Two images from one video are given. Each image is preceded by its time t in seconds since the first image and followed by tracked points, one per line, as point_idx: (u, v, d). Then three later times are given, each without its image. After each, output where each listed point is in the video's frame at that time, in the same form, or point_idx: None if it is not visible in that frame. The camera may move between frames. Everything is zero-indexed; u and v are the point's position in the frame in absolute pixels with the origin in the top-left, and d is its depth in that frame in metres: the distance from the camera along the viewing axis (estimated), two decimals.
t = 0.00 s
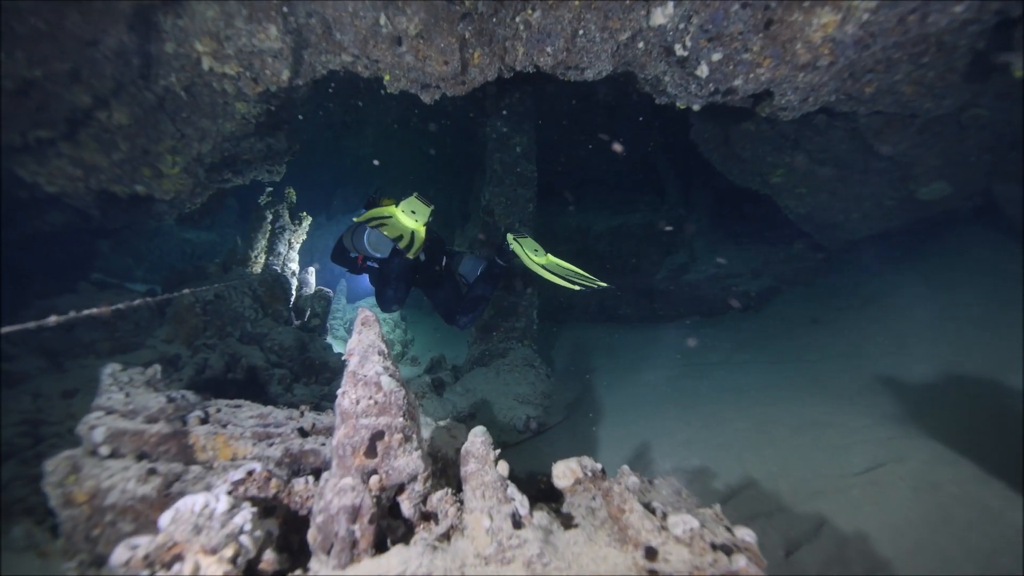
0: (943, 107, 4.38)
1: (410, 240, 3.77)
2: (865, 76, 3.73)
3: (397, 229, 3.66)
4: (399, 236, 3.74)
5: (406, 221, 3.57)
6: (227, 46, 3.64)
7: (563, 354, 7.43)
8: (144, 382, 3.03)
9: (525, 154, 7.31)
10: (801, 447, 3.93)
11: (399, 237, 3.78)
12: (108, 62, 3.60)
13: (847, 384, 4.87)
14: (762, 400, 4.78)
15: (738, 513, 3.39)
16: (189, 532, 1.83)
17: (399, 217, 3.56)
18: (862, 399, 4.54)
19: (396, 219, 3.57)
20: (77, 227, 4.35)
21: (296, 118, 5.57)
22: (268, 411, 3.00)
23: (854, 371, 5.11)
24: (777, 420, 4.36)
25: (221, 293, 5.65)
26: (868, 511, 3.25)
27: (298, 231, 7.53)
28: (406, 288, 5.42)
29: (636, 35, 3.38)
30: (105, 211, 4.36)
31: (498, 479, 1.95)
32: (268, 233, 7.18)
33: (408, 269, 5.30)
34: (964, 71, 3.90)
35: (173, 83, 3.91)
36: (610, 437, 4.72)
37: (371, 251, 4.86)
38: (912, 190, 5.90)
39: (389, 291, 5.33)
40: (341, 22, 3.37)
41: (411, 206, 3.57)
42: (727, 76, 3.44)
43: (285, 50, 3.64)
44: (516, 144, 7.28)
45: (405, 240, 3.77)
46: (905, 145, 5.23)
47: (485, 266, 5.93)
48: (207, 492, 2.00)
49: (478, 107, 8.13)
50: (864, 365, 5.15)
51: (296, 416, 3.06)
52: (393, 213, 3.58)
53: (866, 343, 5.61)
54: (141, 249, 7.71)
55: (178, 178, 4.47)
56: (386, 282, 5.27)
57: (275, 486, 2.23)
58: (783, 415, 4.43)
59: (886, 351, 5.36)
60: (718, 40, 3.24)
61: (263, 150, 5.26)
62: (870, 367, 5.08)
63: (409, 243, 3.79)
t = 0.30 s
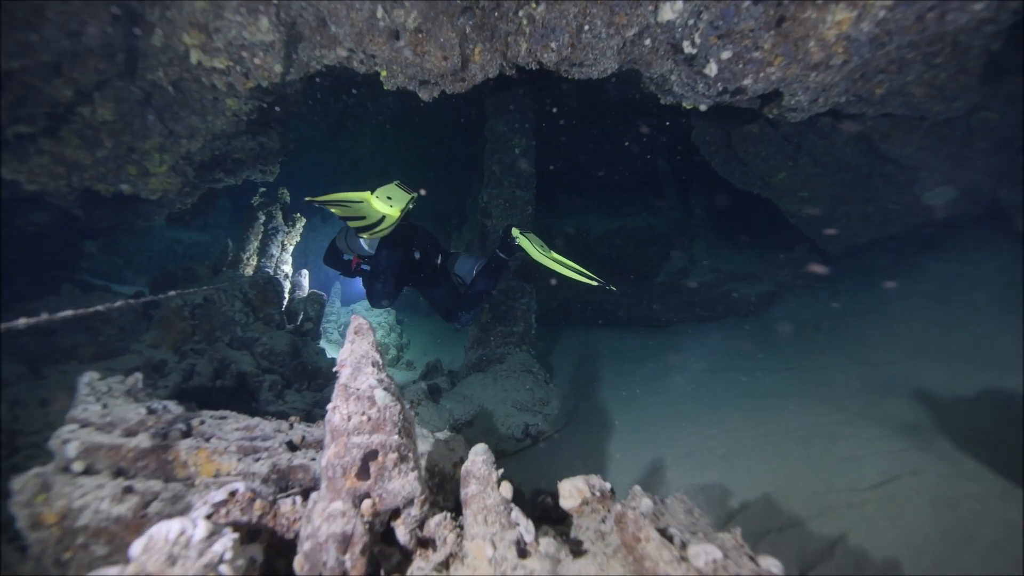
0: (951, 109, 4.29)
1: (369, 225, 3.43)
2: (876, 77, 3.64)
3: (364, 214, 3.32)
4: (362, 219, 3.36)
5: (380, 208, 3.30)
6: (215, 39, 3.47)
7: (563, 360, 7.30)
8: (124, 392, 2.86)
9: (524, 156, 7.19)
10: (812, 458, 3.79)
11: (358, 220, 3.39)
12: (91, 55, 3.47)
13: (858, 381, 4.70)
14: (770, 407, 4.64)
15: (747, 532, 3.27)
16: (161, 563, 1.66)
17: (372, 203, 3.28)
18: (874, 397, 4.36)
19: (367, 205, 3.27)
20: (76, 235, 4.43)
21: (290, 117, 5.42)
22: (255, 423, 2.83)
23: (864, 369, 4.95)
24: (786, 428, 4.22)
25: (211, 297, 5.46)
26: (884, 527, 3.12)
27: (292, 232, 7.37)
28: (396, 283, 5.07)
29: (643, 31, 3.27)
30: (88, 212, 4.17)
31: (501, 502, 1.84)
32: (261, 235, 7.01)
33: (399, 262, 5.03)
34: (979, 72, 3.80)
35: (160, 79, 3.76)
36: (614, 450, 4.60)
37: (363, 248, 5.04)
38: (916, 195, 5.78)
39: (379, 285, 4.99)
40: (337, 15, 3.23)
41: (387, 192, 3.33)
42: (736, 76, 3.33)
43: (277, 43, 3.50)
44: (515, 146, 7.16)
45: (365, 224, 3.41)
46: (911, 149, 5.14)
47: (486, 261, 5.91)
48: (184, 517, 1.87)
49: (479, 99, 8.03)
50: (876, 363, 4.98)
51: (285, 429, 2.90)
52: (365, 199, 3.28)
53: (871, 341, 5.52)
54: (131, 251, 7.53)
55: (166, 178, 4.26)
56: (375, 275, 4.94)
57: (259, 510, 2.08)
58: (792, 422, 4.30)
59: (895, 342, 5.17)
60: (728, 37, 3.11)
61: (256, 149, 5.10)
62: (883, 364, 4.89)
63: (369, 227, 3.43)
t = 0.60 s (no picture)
0: (954, 101, 4.22)
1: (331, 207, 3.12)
2: (882, 66, 3.56)
3: (332, 194, 3.05)
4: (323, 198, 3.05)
5: (357, 191, 3.05)
6: (195, 28, 3.34)
7: (561, 359, 7.20)
8: (100, 403, 2.69)
9: (518, 152, 7.07)
10: (819, 458, 3.71)
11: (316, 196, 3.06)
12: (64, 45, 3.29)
13: (864, 379, 4.59)
14: (775, 405, 4.54)
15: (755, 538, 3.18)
16: None
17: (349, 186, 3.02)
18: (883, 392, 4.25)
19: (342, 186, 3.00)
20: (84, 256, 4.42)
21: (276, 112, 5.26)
22: (241, 433, 2.68)
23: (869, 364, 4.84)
24: (791, 428, 4.13)
25: (196, 299, 5.23)
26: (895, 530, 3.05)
27: (281, 232, 7.18)
28: (382, 271, 5.01)
29: (644, 19, 3.15)
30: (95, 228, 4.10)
31: (505, 519, 1.81)
32: (249, 235, 6.82)
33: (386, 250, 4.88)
34: (984, 62, 3.72)
35: (138, 70, 3.59)
36: (615, 447, 4.50)
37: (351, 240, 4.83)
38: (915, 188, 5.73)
39: (363, 269, 4.89)
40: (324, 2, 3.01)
41: (367, 175, 3.09)
42: (740, 65, 3.23)
43: (260, 32, 3.40)
44: (508, 142, 7.03)
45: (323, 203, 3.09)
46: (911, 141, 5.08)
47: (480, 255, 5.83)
48: (161, 542, 1.77)
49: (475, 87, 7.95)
50: (881, 359, 4.88)
51: (273, 438, 2.76)
52: (343, 180, 3.00)
53: (866, 336, 5.51)
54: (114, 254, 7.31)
55: (145, 177, 4.11)
56: (360, 260, 4.85)
57: (245, 530, 1.94)
58: (797, 421, 4.21)
59: (902, 340, 5.10)
60: (732, 25, 2.99)
61: (241, 145, 4.94)
62: (889, 361, 4.79)
63: (325, 210, 3.15)
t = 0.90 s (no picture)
0: (962, 88, 4.13)
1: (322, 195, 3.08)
2: (892, 51, 3.47)
3: (327, 183, 3.05)
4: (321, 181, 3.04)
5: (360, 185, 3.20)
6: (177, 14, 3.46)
7: (562, 356, 7.12)
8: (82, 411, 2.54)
9: (515, 145, 6.94)
10: (830, 455, 3.63)
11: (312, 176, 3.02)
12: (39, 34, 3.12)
13: (874, 373, 4.51)
14: (784, 402, 4.46)
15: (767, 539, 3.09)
16: None
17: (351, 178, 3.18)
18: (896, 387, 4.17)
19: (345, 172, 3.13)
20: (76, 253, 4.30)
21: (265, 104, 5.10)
22: (231, 440, 2.58)
23: (877, 358, 4.77)
24: (800, 424, 4.05)
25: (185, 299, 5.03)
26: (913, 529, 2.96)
27: (275, 229, 7.04)
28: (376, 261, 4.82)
29: (648, 2, 3.02)
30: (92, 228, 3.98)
31: (516, 534, 1.82)
32: (241, 232, 6.67)
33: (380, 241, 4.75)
34: (997, 45, 3.62)
35: (119, 62, 3.51)
36: (622, 448, 4.41)
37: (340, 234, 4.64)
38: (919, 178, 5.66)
39: (354, 255, 4.68)
40: None
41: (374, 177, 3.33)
42: (747, 49, 3.11)
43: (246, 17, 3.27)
44: (505, 135, 6.91)
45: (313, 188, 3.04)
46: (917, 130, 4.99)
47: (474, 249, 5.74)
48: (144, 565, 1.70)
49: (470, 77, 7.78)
50: (888, 352, 4.81)
51: (265, 445, 2.65)
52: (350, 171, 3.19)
53: (869, 329, 5.46)
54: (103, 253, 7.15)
55: (131, 172, 3.94)
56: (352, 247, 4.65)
57: (235, 545, 1.88)
58: (807, 418, 4.13)
59: (908, 333, 5.03)
60: (740, 8, 2.88)
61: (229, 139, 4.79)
62: (896, 354, 4.72)
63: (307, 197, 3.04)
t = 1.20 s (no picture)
0: (985, 78, 3.98)
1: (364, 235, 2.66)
2: (914, 38, 3.33)
3: (371, 218, 2.63)
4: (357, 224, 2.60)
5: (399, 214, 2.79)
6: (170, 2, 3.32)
7: (567, 356, 7.03)
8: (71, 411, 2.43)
9: (519, 140, 6.81)
10: (847, 458, 3.54)
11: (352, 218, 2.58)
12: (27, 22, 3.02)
13: (889, 372, 4.42)
14: (797, 401, 4.36)
15: (785, 550, 3.03)
16: None
17: (393, 206, 2.75)
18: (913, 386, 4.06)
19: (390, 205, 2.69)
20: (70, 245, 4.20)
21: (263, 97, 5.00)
22: (227, 446, 2.48)
23: (892, 357, 4.66)
24: (814, 425, 3.96)
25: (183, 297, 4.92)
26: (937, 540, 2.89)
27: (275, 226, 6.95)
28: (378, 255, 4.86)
29: None
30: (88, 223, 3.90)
31: (527, 553, 1.83)
32: (241, 229, 6.57)
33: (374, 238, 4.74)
34: None
35: (111, 51, 3.40)
36: (630, 445, 4.32)
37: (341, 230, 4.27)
38: (935, 172, 5.51)
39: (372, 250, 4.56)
40: None
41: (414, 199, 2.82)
42: (765, 36, 2.98)
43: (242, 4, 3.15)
44: (509, 129, 6.78)
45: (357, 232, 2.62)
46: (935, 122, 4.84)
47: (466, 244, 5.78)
48: None
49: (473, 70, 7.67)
50: (903, 350, 4.69)
51: (262, 450, 2.56)
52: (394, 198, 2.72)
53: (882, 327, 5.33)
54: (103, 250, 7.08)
55: (125, 166, 3.81)
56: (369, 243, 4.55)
57: (227, 561, 1.82)
58: (822, 417, 4.04)
59: (922, 331, 4.91)
60: None
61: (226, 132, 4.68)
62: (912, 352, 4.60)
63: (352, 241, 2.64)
